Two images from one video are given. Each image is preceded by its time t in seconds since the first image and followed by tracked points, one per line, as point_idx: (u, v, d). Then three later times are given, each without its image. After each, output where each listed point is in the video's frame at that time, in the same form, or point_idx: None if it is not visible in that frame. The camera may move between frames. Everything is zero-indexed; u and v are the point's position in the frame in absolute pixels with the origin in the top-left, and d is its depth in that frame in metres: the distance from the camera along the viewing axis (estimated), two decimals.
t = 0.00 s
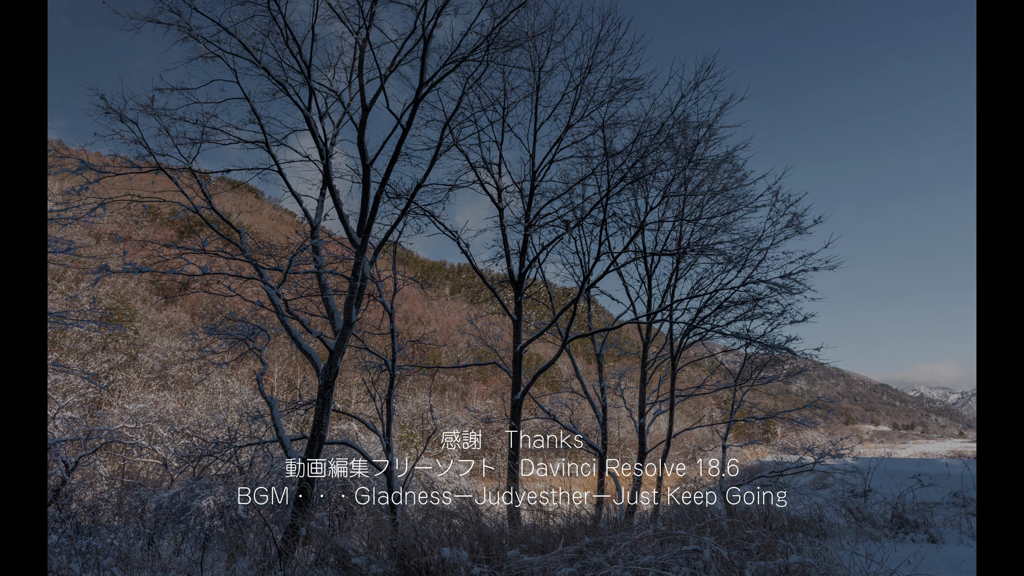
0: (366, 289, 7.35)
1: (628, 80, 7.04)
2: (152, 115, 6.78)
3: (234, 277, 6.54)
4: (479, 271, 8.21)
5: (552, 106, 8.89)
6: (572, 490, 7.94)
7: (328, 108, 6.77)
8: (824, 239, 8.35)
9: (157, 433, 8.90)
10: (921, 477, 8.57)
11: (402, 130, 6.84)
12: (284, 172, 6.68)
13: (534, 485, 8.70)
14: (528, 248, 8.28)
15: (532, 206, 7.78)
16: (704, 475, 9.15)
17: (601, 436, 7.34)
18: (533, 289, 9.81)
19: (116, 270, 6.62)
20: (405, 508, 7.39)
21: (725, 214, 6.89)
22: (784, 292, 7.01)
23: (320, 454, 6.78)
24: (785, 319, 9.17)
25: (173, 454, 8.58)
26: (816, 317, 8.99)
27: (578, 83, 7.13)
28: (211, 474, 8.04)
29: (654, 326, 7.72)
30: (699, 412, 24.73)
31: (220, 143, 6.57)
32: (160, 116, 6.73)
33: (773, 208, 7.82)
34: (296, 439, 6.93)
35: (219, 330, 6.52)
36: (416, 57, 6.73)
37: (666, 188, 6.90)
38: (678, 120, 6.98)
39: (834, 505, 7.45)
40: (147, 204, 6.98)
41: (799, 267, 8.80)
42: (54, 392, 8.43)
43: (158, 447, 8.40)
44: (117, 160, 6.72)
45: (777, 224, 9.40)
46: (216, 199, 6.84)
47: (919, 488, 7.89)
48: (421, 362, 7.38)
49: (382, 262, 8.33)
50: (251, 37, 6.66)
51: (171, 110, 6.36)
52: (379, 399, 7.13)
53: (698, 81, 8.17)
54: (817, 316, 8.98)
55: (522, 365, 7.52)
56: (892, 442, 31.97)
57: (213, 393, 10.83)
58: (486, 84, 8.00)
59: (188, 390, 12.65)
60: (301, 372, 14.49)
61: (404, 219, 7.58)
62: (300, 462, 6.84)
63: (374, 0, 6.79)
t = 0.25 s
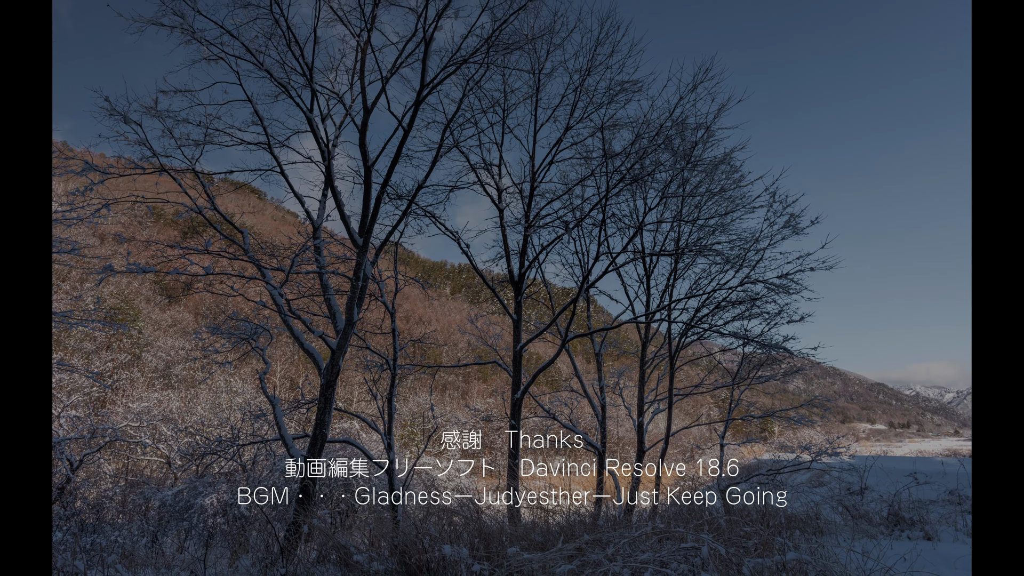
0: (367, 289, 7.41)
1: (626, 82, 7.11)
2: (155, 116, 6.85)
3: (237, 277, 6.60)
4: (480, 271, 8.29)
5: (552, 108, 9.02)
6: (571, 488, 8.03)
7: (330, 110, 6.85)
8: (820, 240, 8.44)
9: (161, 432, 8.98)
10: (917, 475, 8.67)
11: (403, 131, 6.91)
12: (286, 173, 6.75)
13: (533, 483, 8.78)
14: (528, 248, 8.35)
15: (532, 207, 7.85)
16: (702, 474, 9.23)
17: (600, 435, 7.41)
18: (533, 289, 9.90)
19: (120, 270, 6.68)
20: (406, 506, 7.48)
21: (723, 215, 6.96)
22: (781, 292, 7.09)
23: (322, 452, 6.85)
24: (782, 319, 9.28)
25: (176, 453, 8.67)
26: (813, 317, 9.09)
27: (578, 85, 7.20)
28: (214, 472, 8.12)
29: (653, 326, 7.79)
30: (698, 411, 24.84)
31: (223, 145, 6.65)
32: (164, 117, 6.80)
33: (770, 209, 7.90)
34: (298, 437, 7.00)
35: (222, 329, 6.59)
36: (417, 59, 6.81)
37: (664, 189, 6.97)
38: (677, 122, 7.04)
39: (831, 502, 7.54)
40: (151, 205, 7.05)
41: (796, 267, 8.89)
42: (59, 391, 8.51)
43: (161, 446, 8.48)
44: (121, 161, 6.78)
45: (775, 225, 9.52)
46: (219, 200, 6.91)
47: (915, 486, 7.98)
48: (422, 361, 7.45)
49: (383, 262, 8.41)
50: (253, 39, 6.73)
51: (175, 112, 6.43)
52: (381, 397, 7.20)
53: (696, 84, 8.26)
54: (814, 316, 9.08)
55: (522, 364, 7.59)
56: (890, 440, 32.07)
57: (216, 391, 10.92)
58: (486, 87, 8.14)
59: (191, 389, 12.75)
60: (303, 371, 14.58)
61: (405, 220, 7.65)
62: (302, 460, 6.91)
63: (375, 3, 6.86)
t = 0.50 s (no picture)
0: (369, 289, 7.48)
1: (625, 85, 7.18)
2: (159, 118, 6.91)
3: (239, 277, 6.67)
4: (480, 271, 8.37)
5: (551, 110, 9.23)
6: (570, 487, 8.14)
7: (331, 112, 6.92)
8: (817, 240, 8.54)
9: (164, 430, 9.07)
10: (913, 473, 8.77)
11: (405, 133, 6.98)
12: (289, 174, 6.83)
13: (533, 481, 8.86)
14: (528, 249, 8.42)
15: (532, 208, 7.92)
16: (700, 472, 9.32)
17: (600, 433, 7.48)
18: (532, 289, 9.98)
19: (124, 270, 6.75)
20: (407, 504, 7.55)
21: (721, 215, 7.03)
22: (779, 292, 7.15)
23: (324, 451, 6.92)
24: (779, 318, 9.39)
25: (180, 451, 8.75)
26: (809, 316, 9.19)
27: (577, 87, 7.27)
28: (217, 470, 8.20)
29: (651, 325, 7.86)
30: (696, 410, 24.96)
31: (226, 146, 6.73)
32: (168, 119, 6.87)
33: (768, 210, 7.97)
34: (300, 436, 7.07)
35: (225, 329, 6.65)
36: (418, 62, 6.88)
37: (663, 190, 7.04)
38: (675, 124, 7.11)
39: (828, 500, 7.62)
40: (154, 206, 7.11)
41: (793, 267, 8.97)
42: (63, 390, 8.59)
43: (165, 444, 8.56)
44: (125, 162, 6.85)
45: (772, 225, 9.62)
46: (222, 201, 6.98)
47: (912, 484, 8.06)
48: (423, 360, 7.52)
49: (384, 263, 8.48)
50: (256, 42, 6.80)
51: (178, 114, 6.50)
52: (382, 396, 7.27)
53: (693, 86, 8.44)
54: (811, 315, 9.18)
55: (522, 363, 7.65)
56: (885, 438, 32.27)
57: (219, 391, 11.02)
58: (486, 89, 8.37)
59: (194, 388, 12.85)
60: (305, 371, 14.68)
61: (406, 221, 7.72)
62: (304, 458, 6.98)
63: (376, 6, 6.93)
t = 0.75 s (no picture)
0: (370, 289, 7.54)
1: (624, 87, 7.25)
2: (162, 120, 6.98)
3: (242, 277, 6.74)
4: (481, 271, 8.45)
5: (550, 112, 9.55)
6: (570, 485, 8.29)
7: (333, 113, 7.00)
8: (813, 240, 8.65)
9: (168, 428, 9.16)
10: (908, 471, 8.87)
11: (406, 135, 7.06)
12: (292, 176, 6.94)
13: (533, 479, 8.95)
14: (528, 249, 8.50)
15: (532, 208, 8.00)
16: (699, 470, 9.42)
17: (599, 432, 7.55)
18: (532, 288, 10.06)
19: (128, 271, 6.81)
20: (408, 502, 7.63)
21: (718, 216, 7.10)
22: (776, 292, 7.24)
23: (326, 449, 7.00)
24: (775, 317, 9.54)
25: (183, 449, 8.84)
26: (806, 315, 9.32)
27: (577, 89, 7.34)
28: (220, 468, 8.29)
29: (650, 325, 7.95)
30: (694, 409, 25.06)
31: (230, 147, 6.82)
32: (171, 121, 6.94)
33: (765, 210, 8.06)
34: (302, 434, 7.13)
35: (229, 329, 6.72)
36: (419, 64, 6.95)
37: (662, 191, 7.11)
38: (674, 126, 7.19)
39: (824, 498, 7.71)
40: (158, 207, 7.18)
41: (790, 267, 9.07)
42: (68, 388, 8.66)
43: (169, 443, 8.65)
44: (129, 164, 6.92)
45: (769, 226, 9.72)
46: (225, 202, 7.04)
47: (907, 482, 8.16)
48: (424, 359, 7.59)
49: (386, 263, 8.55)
50: (259, 45, 6.87)
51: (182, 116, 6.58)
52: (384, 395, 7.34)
53: (690, 89, 8.77)
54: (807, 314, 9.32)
55: (522, 362, 7.72)
56: (882, 436, 32.41)
57: (222, 389, 11.10)
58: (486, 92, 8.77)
59: (197, 387, 12.94)
60: (307, 370, 14.77)
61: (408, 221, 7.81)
62: (306, 456, 7.06)
63: (377, 9, 7.00)
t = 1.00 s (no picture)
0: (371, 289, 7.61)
1: (623, 89, 7.32)
2: (166, 121, 7.06)
3: (245, 277, 6.81)
4: (481, 271, 8.52)
5: (550, 114, 9.65)
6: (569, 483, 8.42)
7: (335, 115, 7.07)
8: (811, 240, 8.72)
9: (172, 427, 9.25)
10: (905, 470, 8.95)
11: (407, 136, 7.13)
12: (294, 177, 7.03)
13: (532, 477, 9.05)
14: (528, 249, 8.57)
15: (532, 209, 8.07)
16: (697, 469, 9.52)
17: (598, 430, 7.63)
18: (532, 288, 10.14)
19: (132, 271, 6.88)
20: (409, 501, 7.70)
21: (716, 217, 7.17)
22: (773, 292, 7.31)
23: (328, 447, 7.07)
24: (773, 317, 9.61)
25: (187, 448, 8.94)
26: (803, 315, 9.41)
27: (576, 91, 7.41)
28: (223, 467, 8.38)
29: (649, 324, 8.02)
30: (693, 408, 25.13)
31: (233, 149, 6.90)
32: (175, 123, 7.01)
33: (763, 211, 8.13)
34: (304, 433, 7.21)
35: (232, 328, 6.79)
36: (420, 66, 7.02)
37: (660, 192, 7.19)
38: (672, 127, 7.25)
39: (820, 496, 7.79)
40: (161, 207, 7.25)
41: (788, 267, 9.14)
42: (73, 387, 8.76)
43: (172, 441, 8.74)
44: (133, 165, 6.99)
45: (767, 226, 9.82)
46: (228, 203, 7.11)
47: (903, 481, 8.23)
48: (424, 359, 7.66)
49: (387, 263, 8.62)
50: (261, 47, 6.94)
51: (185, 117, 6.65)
52: (385, 394, 7.42)
53: (689, 90, 9.06)
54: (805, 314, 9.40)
55: (522, 362, 7.80)
56: (879, 435, 32.56)
57: (225, 389, 11.20)
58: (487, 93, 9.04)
59: (200, 386, 13.05)
60: (309, 369, 14.89)
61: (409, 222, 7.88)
62: (308, 454, 7.13)
63: (378, 12, 7.07)
